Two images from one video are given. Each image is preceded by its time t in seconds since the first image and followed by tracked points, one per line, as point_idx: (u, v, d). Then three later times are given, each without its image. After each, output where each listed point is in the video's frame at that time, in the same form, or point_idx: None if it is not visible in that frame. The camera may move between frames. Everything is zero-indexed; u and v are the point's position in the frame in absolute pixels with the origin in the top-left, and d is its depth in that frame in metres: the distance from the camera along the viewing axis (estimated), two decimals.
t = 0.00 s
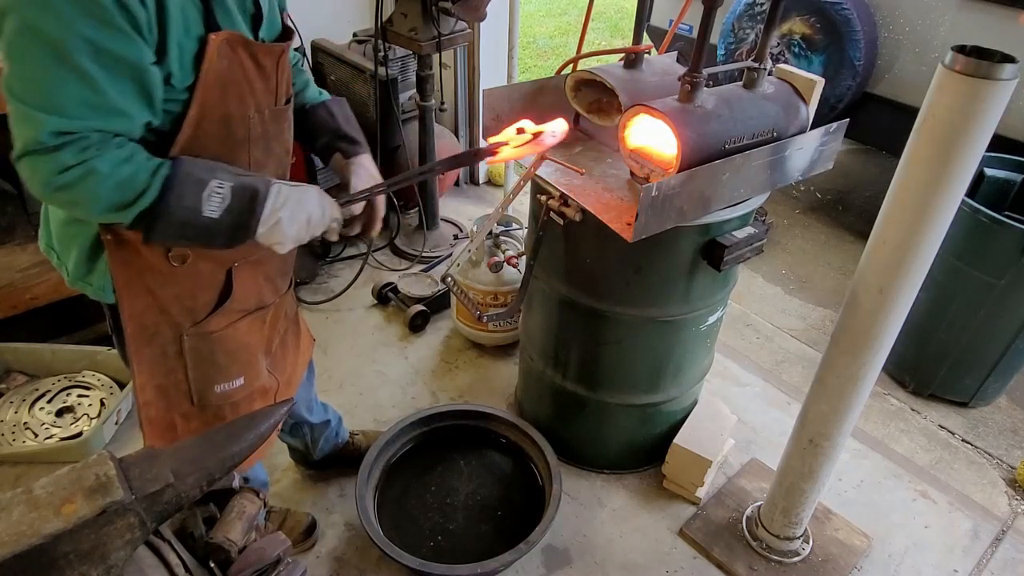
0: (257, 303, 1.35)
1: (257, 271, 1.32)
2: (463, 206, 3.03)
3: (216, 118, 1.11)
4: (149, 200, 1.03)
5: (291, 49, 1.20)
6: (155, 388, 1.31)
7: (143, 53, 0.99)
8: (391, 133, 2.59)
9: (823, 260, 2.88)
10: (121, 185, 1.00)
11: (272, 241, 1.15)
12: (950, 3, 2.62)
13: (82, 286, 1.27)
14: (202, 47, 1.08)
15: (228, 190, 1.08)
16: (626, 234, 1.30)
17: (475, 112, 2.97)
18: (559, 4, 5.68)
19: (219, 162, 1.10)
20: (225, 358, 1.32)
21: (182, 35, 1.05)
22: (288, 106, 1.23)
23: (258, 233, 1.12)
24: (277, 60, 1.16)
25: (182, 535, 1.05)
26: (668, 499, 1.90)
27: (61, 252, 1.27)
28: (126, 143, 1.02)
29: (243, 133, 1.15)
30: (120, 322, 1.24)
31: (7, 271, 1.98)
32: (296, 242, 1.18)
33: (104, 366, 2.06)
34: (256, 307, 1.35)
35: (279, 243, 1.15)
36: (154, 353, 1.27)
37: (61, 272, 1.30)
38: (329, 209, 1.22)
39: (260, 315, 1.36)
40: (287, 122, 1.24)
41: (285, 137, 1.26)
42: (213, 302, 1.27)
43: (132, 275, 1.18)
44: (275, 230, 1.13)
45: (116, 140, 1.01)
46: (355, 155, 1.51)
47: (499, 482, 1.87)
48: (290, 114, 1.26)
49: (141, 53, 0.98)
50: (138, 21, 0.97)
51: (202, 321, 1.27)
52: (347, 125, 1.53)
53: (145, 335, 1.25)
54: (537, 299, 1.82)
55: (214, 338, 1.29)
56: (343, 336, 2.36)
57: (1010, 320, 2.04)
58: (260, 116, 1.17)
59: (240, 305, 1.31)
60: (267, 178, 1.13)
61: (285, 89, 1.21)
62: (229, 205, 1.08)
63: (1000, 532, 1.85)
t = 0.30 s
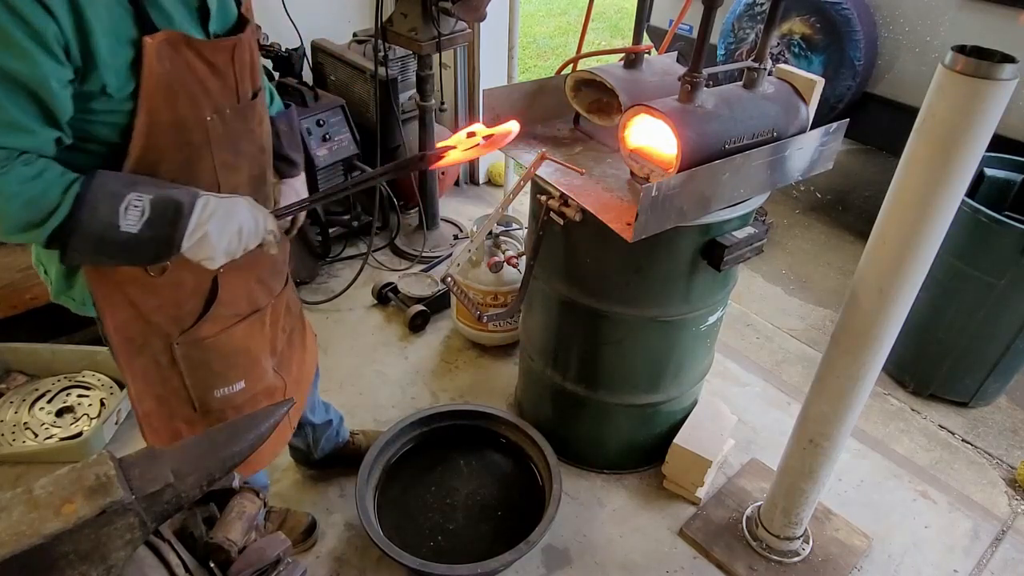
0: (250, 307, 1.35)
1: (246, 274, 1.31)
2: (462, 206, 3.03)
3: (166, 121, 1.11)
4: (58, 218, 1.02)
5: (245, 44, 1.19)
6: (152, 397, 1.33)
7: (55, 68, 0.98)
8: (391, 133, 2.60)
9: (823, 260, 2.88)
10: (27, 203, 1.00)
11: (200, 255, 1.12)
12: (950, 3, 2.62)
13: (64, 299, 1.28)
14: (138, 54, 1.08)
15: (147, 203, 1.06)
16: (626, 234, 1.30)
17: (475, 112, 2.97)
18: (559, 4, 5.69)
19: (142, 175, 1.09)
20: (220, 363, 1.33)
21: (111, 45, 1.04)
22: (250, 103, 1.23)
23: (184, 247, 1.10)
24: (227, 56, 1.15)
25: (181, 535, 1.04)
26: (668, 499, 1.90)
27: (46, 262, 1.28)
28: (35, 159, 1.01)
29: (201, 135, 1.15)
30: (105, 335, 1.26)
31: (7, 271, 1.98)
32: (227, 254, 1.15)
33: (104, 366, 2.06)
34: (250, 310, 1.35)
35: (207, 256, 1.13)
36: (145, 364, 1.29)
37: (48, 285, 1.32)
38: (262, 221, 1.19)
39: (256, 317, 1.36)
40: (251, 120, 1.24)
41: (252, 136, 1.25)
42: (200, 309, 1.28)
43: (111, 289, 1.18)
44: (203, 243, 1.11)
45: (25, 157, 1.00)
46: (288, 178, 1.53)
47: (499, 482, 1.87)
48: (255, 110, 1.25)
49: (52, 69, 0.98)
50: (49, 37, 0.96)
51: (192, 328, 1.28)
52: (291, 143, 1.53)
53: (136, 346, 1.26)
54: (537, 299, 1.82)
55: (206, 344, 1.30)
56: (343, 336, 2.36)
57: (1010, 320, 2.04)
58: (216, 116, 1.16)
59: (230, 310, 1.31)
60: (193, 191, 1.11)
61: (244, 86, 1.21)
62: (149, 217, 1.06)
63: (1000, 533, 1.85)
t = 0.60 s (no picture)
0: (241, 303, 1.36)
1: (232, 270, 1.33)
2: (462, 206, 3.03)
3: (137, 119, 1.11)
4: None
5: (220, 38, 1.19)
6: (148, 396, 1.34)
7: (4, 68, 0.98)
8: (391, 133, 2.61)
9: (823, 260, 2.88)
10: None
11: (136, 264, 1.12)
12: (950, 3, 2.62)
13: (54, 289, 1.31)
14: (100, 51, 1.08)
15: (86, 210, 1.05)
16: (626, 234, 1.30)
17: (475, 112, 2.97)
18: (558, 4, 5.69)
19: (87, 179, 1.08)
20: (214, 358, 1.33)
21: (72, 43, 1.05)
22: (229, 98, 1.23)
23: (118, 256, 1.10)
24: (198, 50, 1.15)
25: (182, 535, 1.04)
26: (668, 499, 1.90)
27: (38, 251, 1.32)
28: None
29: (174, 131, 1.16)
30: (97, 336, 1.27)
31: (7, 271, 1.98)
32: (164, 266, 1.15)
33: (104, 366, 2.06)
34: (241, 305, 1.36)
35: (143, 266, 1.13)
36: (139, 362, 1.29)
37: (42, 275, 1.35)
38: (202, 233, 1.19)
39: (248, 312, 1.37)
40: (230, 114, 1.24)
41: (232, 130, 1.26)
42: (188, 304, 1.30)
43: (100, 285, 1.20)
44: (139, 253, 1.11)
45: None
46: (282, 171, 1.57)
47: (499, 481, 1.87)
48: (235, 104, 1.25)
49: None
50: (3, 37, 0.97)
51: (182, 322, 1.28)
52: (284, 138, 1.56)
53: (129, 345, 1.27)
54: (537, 299, 1.82)
55: (199, 339, 1.30)
56: (343, 336, 2.36)
57: (1010, 320, 2.04)
58: (190, 111, 1.17)
59: (221, 305, 1.32)
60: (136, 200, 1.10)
61: (220, 80, 1.21)
62: (87, 225, 1.06)
63: (1000, 532, 1.85)
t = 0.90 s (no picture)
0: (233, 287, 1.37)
1: (224, 253, 1.34)
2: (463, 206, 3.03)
3: (130, 97, 1.12)
4: None
5: (222, 25, 1.19)
6: (139, 368, 1.38)
7: None
8: (391, 133, 2.61)
9: (823, 260, 2.88)
10: None
11: (110, 247, 1.15)
12: (950, 3, 2.62)
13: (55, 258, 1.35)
14: (98, 28, 1.09)
15: (69, 190, 1.08)
16: (626, 234, 1.30)
17: (475, 112, 2.97)
18: (558, 4, 5.68)
19: (79, 159, 1.11)
20: (203, 339, 1.36)
21: (70, 20, 1.06)
22: (228, 84, 1.23)
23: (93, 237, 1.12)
24: (197, 35, 1.15)
25: (182, 535, 1.03)
26: (668, 499, 1.90)
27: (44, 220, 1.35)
28: None
29: (167, 112, 1.16)
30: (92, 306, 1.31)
31: (8, 271, 1.98)
32: (137, 253, 1.16)
33: (105, 366, 2.06)
34: (234, 290, 1.38)
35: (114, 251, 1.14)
36: (130, 335, 1.33)
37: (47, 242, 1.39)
38: (180, 227, 1.19)
39: (239, 297, 1.38)
40: (228, 101, 1.24)
41: (230, 116, 1.26)
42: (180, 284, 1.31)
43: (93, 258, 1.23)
44: (112, 239, 1.13)
45: None
46: (308, 160, 1.61)
47: (499, 481, 1.87)
48: (234, 92, 1.25)
49: None
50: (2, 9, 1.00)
51: (172, 301, 1.30)
52: (306, 128, 1.57)
53: (121, 317, 1.31)
54: (537, 299, 1.82)
55: (187, 319, 1.32)
56: (343, 336, 2.36)
57: (1010, 320, 2.04)
58: (185, 94, 1.17)
59: (212, 287, 1.34)
60: (121, 186, 1.12)
61: (220, 67, 1.21)
62: (68, 205, 1.09)
63: (1000, 532, 1.85)
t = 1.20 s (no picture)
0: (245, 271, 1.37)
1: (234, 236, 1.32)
2: (463, 206, 3.03)
3: (141, 81, 1.13)
4: (9, 171, 1.09)
5: (229, 11, 1.18)
6: (154, 351, 1.39)
7: (17, 29, 1.03)
8: (391, 133, 2.61)
9: (823, 260, 2.88)
10: None
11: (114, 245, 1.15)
12: (950, 3, 2.62)
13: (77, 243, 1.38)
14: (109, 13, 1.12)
15: (80, 187, 1.10)
16: (626, 234, 1.30)
17: (475, 112, 2.97)
18: (558, 4, 5.68)
19: (94, 155, 1.13)
20: (214, 323, 1.36)
21: (84, 6, 1.08)
22: (236, 70, 1.23)
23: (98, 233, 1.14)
24: (204, 20, 1.15)
25: (181, 535, 1.03)
26: (668, 499, 1.90)
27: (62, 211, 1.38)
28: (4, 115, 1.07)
29: (177, 96, 1.17)
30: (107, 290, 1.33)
31: (8, 271, 1.97)
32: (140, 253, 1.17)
33: (105, 366, 2.06)
34: (244, 274, 1.37)
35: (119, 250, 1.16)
36: (144, 318, 1.34)
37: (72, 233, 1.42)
38: (183, 231, 1.19)
39: (250, 281, 1.37)
40: (236, 86, 1.24)
41: (239, 101, 1.25)
42: (191, 265, 1.30)
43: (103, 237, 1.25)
44: (116, 238, 1.14)
45: None
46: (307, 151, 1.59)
47: (499, 482, 1.87)
48: (241, 78, 1.24)
49: (9, 31, 1.02)
50: None
51: (184, 285, 1.30)
52: (307, 119, 1.58)
53: (134, 300, 1.32)
54: (537, 299, 1.82)
55: (199, 303, 1.32)
56: (343, 336, 2.36)
57: (1010, 320, 2.04)
58: (194, 78, 1.17)
59: (223, 270, 1.33)
60: (129, 186, 1.13)
61: (228, 53, 1.20)
62: (80, 201, 1.11)
63: (1000, 532, 1.85)
